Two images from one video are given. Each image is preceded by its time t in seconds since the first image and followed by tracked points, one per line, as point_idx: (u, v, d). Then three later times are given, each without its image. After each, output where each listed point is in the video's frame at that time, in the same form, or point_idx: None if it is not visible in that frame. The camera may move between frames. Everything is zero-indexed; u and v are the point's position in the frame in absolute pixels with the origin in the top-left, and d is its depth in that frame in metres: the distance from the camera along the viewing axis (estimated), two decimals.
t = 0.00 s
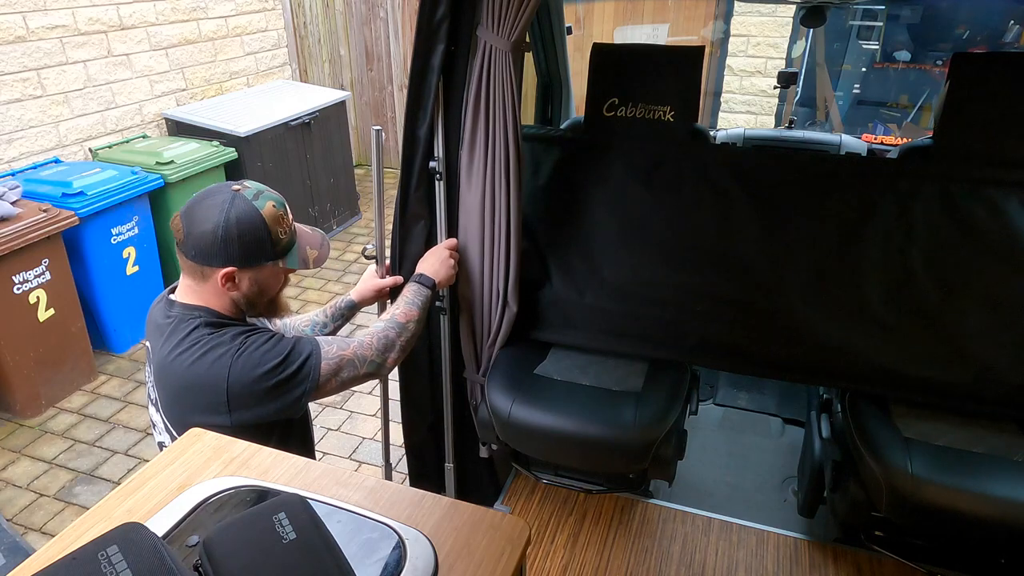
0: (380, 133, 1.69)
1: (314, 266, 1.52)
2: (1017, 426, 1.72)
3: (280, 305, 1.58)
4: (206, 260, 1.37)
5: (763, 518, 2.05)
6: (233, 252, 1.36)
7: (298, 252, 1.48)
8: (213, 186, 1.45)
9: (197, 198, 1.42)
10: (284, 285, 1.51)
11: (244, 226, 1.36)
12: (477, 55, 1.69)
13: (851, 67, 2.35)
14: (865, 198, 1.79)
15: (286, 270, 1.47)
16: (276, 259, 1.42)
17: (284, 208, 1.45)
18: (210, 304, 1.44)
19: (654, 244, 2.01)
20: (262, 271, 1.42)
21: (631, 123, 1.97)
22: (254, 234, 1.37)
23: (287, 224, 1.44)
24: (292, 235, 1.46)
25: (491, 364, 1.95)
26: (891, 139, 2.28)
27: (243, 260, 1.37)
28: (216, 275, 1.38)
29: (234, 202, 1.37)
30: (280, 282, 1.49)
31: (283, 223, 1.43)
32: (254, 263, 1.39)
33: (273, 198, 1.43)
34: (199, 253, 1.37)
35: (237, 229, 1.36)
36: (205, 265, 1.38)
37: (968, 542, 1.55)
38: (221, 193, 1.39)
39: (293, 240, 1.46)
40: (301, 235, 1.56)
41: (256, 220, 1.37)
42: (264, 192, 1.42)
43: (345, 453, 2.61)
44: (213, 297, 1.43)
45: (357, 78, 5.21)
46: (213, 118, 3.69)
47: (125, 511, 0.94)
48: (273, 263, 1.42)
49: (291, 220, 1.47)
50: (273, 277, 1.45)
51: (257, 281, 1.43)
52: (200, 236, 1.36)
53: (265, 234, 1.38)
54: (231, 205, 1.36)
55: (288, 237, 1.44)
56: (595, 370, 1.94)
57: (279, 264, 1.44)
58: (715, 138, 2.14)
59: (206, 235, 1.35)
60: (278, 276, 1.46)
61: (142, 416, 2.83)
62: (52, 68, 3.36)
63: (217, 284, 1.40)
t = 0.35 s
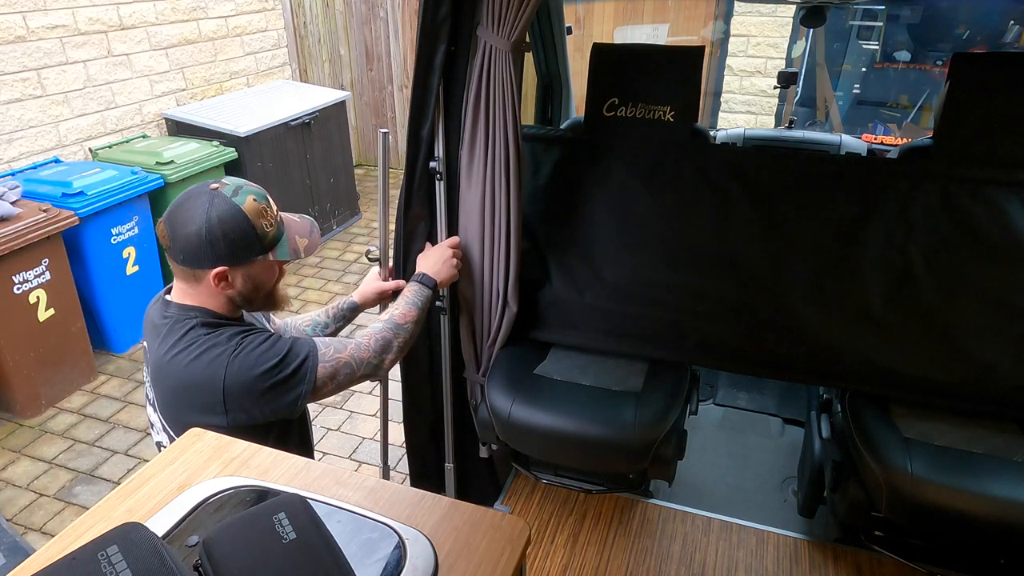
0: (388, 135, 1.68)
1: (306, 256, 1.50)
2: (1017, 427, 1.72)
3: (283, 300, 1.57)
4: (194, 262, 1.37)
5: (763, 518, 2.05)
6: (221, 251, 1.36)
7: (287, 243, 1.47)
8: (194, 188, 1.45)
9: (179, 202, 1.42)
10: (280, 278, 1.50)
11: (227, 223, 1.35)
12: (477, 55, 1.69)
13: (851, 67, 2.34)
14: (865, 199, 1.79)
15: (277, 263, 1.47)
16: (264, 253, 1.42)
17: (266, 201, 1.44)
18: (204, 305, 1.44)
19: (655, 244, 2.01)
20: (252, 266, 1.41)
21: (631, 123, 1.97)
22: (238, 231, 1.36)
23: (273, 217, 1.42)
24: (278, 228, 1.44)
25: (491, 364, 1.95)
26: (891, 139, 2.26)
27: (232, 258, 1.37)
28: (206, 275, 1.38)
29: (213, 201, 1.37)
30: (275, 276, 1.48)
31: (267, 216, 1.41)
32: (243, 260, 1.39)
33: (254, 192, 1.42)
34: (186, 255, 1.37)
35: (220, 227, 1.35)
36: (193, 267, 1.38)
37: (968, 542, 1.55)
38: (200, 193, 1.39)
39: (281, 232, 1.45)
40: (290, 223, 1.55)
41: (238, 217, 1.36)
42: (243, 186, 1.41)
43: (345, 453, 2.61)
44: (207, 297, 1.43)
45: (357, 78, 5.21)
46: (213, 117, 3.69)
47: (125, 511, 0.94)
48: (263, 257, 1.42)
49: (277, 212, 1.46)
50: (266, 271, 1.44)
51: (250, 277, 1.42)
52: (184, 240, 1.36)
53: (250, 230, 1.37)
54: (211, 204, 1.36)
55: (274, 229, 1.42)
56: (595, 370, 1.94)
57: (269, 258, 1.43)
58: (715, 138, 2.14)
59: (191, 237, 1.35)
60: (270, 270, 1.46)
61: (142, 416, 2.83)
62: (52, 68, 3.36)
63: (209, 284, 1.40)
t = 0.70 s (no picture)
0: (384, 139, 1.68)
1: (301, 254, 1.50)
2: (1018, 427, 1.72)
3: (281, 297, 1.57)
4: (186, 264, 1.37)
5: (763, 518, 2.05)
6: (213, 252, 1.35)
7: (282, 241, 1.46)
8: (187, 189, 1.44)
9: (172, 204, 1.42)
10: (276, 276, 1.50)
11: (218, 225, 1.35)
12: (477, 55, 1.69)
13: (851, 67, 2.35)
14: (866, 198, 1.79)
15: (272, 263, 1.46)
16: (257, 253, 1.41)
17: (258, 200, 1.43)
18: (199, 305, 1.44)
19: (655, 243, 2.01)
20: (247, 266, 1.41)
21: (631, 123, 1.97)
22: (229, 232, 1.36)
23: (266, 216, 1.42)
24: (272, 227, 1.44)
25: (491, 364, 1.95)
26: (892, 139, 2.29)
27: (225, 259, 1.37)
28: (200, 276, 1.38)
29: (203, 204, 1.36)
30: (271, 274, 1.48)
31: (259, 215, 1.40)
32: (236, 260, 1.38)
33: (244, 192, 1.40)
34: (178, 258, 1.36)
35: (212, 229, 1.35)
36: (186, 269, 1.37)
37: (968, 542, 1.55)
38: (191, 194, 1.38)
39: (275, 231, 1.44)
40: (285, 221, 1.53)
41: (228, 220, 1.36)
42: (233, 186, 1.39)
43: (345, 453, 2.61)
44: (203, 298, 1.43)
45: (357, 78, 5.21)
46: (213, 118, 3.69)
47: (125, 511, 0.94)
48: (256, 257, 1.41)
49: (269, 211, 1.45)
50: (261, 271, 1.44)
51: (246, 278, 1.42)
52: (177, 244, 1.36)
53: (242, 230, 1.37)
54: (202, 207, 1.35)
55: (268, 228, 1.42)
56: (595, 370, 1.94)
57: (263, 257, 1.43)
58: (715, 138, 2.14)
59: (184, 240, 1.35)
60: (265, 269, 1.45)
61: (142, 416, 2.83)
62: (52, 68, 3.36)
63: (203, 285, 1.40)
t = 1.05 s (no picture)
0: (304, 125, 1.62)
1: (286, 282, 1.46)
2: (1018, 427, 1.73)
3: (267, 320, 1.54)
4: (172, 267, 1.37)
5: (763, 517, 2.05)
6: (197, 261, 1.35)
7: (268, 263, 1.43)
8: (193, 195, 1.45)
9: (175, 206, 1.43)
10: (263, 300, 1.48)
11: (208, 235, 1.35)
12: (478, 55, 1.68)
13: (851, 67, 2.33)
14: (866, 198, 1.80)
15: (259, 285, 1.44)
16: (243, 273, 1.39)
17: (257, 218, 1.42)
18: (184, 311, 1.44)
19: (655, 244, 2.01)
20: (230, 283, 1.39)
21: (631, 122, 1.97)
22: (216, 244, 1.35)
23: (258, 236, 1.40)
24: (264, 247, 1.42)
25: (490, 363, 1.95)
26: (891, 139, 2.28)
27: (207, 269, 1.35)
28: (184, 282, 1.37)
29: (201, 211, 1.36)
30: (258, 296, 1.46)
31: (253, 233, 1.39)
32: (220, 276, 1.37)
33: (245, 207, 1.40)
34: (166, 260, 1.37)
35: (200, 238, 1.34)
36: (171, 273, 1.38)
37: (968, 542, 1.55)
38: (191, 198, 1.39)
39: (265, 252, 1.42)
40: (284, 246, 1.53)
41: (221, 231, 1.35)
42: (237, 200, 1.40)
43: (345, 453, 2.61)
44: (188, 305, 1.43)
45: (356, 78, 5.21)
46: (213, 118, 3.69)
47: (125, 511, 0.94)
48: (242, 277, 1.39)
49: (267, 230, 1.44)
50: (244, 291, 1.41)
51: (227, 292, 1.40)
52: (167, 245, 1.36)
53: (230, 245, 1.36)
54: (200, 214, 1.35)
55: (258, 248, 1.40)
56: (595, 370, 1.94)
57: (249, 278, 1.41)
58: (715, 138, 2.15)
59: (172, 243, 1.35)
60: (250, 291, 1.43)
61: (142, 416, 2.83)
62: (52, 68, 3.36)
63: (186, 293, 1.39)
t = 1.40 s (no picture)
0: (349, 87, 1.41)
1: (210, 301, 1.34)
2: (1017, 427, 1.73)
3: (210, 347, 1.43)
4: (84, 312, 1.25)
5: (763, 518, 2.05)
6: (107, 299, 1.23)
7: (187, 284, 1.31)
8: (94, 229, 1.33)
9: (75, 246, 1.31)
10: (193, 325, 1.36)
11: (107, 270, 1.22)
12: (478, 55, 1.68)
13: (851, 66, 2.33)
14: (865, 199, 1.80)
15: (182, 310, 1.32)
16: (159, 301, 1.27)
17: (164, 236, 1.29)
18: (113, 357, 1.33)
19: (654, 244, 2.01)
20: (148, 314, 1.28)
21: (631, 122, 1.98)
22: (122, 277, 1.23)
23: (166, 256, 1.27)
24: (176, 266, 1.29)
25: (491, 362, 1.95)
26: (891, 139, 2.30)
27: (118, 305, 1.24)
28: (99, 325, 1.26)
29: (97, 243, 1.23)
30: (184, 324, 1.34)
31: (159, 255, 1.27)
32: (135, 311, 1.25)
33: (148, 227, 1.27)
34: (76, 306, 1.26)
35: (102, 274, 1.22)
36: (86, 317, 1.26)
37: (968, 542, 1.55)
38: (89, 229, 1.26)
39: (179, 273, 1.29)
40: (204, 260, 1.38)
41: (120, 260, 1.23)
42: (134, 222, 1.26)
43: (345, 453, 2.61)
44: (114, 349, 1.32)
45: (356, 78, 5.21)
46: (213, 118, 3.69)
47: (124, 511, 0.94)
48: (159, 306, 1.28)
49: (177, 246, 1.30)
50: (167, 321, 1.30)
51: (147, 326, 1.29)
52: (71, 290, 1.25)
53: (133, 274, 1.23)
54: (94, 247, 1.23)
55: (168, 269, 1.27)
56: (595, 370, 1.94)
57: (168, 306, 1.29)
58: (715, 138, 2.15)
59: (75, 286, 1.24)
60: (173, 319, 1.31)
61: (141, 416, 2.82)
62: (52, 68, 3.36)
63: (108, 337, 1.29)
